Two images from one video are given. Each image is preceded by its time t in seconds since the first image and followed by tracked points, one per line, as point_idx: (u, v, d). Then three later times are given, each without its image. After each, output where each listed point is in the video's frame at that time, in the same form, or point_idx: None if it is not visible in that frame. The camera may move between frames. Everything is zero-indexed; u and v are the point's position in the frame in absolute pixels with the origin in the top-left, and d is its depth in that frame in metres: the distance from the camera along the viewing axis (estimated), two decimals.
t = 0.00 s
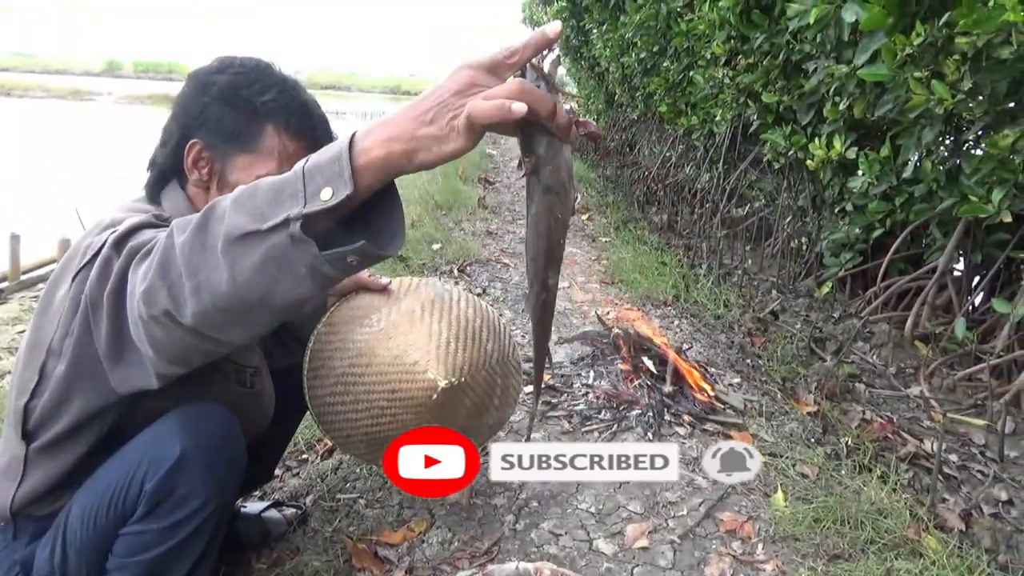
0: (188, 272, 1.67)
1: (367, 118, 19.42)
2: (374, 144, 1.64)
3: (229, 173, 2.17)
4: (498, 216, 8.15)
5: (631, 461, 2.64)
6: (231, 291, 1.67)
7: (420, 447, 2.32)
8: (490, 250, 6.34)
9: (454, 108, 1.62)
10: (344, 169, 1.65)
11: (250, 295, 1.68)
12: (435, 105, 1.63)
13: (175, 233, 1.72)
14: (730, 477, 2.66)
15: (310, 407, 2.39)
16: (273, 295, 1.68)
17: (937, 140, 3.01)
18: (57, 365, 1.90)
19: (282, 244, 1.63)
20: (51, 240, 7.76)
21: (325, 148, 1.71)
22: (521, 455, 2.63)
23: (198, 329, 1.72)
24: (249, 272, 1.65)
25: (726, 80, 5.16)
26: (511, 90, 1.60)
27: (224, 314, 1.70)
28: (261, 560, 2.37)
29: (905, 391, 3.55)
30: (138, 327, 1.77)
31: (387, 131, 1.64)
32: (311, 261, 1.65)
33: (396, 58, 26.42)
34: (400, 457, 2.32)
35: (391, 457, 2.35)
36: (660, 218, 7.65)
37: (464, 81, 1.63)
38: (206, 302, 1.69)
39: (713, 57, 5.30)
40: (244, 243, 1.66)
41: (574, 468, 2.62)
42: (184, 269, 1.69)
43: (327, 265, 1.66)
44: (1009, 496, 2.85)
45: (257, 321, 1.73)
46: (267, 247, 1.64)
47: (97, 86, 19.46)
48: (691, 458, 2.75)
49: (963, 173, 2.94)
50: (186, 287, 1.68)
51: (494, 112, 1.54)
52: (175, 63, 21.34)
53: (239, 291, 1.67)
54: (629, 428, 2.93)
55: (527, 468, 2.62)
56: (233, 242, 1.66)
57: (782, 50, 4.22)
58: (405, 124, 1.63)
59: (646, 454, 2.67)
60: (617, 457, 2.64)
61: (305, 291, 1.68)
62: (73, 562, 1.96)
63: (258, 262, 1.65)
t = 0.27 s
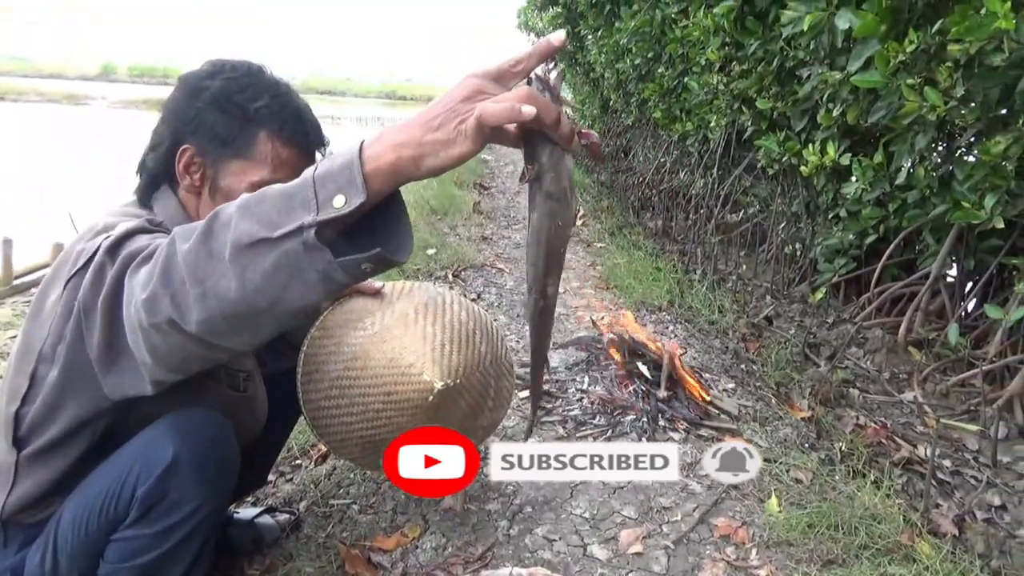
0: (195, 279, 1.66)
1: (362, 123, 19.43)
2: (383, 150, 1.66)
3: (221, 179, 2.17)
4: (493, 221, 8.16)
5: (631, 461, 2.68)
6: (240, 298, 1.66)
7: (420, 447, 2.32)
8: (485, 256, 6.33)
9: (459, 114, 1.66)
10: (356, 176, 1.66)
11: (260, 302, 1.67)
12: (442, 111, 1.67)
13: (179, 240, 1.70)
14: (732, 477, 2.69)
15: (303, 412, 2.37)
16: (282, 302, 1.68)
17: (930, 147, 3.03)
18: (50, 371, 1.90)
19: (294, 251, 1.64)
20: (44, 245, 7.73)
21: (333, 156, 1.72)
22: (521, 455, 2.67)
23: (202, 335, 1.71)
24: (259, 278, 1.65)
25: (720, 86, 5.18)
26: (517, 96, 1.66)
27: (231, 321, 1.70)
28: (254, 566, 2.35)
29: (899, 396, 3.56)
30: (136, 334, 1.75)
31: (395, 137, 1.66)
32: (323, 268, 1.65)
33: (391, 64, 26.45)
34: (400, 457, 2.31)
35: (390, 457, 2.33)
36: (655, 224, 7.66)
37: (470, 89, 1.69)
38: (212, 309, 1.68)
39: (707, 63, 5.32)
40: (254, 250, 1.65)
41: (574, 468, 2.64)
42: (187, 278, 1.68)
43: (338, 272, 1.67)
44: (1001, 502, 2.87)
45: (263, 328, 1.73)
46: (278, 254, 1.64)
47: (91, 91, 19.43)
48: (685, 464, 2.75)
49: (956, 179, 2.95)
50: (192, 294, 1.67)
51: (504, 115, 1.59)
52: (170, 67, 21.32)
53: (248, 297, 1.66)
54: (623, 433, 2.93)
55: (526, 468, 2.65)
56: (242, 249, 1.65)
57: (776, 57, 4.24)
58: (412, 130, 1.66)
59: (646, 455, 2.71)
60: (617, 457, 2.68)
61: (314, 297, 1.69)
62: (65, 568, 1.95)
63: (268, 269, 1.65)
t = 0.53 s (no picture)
0: (203, 288, 1.63)
1: (358, 127, 19.44)
2: (393, 163, 1.64)
3: (213, 182, 2.16)
4: (488, 225, 8.17)
5: (631, 462, 2.69)
6: (250, 307, 1.63)
7: (420, 446, 2.32)
8: (480, 259, 6.34)
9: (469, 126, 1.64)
10: (369, 187, 1.63)
11: (271, 309, 1.64)
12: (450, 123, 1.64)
13: (186, 249, 1.66)
14: (732, 477, 2.73)
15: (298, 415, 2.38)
16: (293, 310, 1.65)
17: (923, 149, 3.05)
18: (45, 377, 1.89)
19: (307, 260, 1.61)
20: (38, 249, 7.72)
21: (345, 165, 1.69)
22: (521, 455, 2.69)
23: (210, 343, 1.67)
24: (271, 286, 1.62)
25: (714, 89, 5.20)
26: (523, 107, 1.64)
27: (241, 328, 1.66)
28: (249, 569, 2.34)
29: (893, 398, 3.58)
30: (139, 342, 1.73)
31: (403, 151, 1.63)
32: (337, 277, 1.62)
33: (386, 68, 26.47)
34: (400, 457, 2.31)
35: (390, 457, 2.33)
36: (650, 227, 7.68)
37: (478, 101, 1.67)
38: (221, 318, 1.65)
39: (701, 66, 5.35)
40: (266, 258, 1.62)
41: (574, 468, 2.66)
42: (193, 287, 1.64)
43: (351, 281, 1.64)
44: (995, 503, 2.88)
45: (272, 336, 1.71)
46: (290, 263, 1.61)
47: (85, 95, 19.40)
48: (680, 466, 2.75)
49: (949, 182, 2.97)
50: (200, 303, 1.64)
51: (517, 127, 1.58)
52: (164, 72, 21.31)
53: (260, 306, 1.63)
54: (619, 435, 2.94)
55: (526, 468, 2.67)
56: (252, 258, 1.62)
57: (769, 60, 4.26)
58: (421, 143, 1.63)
59: (646, 455, 2.73)
60: (617, 457, 2.70)
61: (326, 305, 1.66)
62: (59, 572, 1.94)
63: (280, 278, 1.61)
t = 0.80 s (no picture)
0: (205, 293, 1.63)
1: (353, 130, 19.45)
2: (394, 168, 1.65)
3: (208, 185, 2.17)
4: (484, 228, 8.18)
5: (630, 461, 2.73)
6: (253, 312, 1.64)
7: (420, 447, 2.32)
8: (476, 262, 6.35)
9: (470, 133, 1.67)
10: (372, 193, 1.64)
11: (275, 315, 1.65)
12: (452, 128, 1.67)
13: (187, 255, 1.67)
14: (731, 476, 2.76)
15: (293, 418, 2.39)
16: (297, 315, 1.66)
17: (916, 153, 3.07)
18: (42, 382, 1.89)
19: (311, 265, 1.62)
20: (32, 252, 7.71)
21: (346, 172, 1.70)
22: (521, 455, 2.73)
23: (212, 349, 1.68)
24: (275, 292, 1.63)
25: (708, 93, 5.23)
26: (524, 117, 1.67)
27: (244, 334, 1.67)
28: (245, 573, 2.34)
29: (887, 400, 3.60)
30: (138, 347, 1.73)
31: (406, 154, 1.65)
32: (340, 282, 1.63)
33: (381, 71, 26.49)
34: (400, 457, 2.31)
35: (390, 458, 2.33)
36: (645, 230, 7.71)
37: (477, 110, 1.70)
38: (223, 323, 1.65)
39: (696, 70, 5.38)
40: (270, 264, 1.63)
41: (574, 468, 2.71)
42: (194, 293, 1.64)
43: (354, 286, 1.65)
44: (988, 504, 2.90)
45: (275, 340, 1.72)
46: (294, 269, 1.62)
47: (79, 98, 19.38)
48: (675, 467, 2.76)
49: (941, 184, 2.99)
50: (202, 309, 1.64)
51: (521, 135, 1.63)
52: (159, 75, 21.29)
53: (263, 311, 1.64)
54: (614, 438, 2.95)
55: (526, 468, 2.70)
56: (255, 263, 1.63)
57: (763, 64, 4.29)
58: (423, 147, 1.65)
59: (646, 455, 2.77)
60: (616, 457, 2.73)
61: (329, 310, 1.67)
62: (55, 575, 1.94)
63: (284, 283, 1.62)
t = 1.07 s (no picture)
0: (185, 299, 1.65)
1: (349, 133, 19.46)
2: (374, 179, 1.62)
3: (196, 179, 2.15)
4: (480, 229, 8.19)
5: (630, 461, 2.73)
6: (233, 318, 1.65)
7: (421, 447, 2.32)
8: (472, 263, 6.36)
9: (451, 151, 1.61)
10: (353, 202, 1.63)
11: (254, 322, 1.67)
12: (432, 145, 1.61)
13: (168, 262, 1.69)
14: (732, 477, 2.76)
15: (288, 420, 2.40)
16: (276, 322, 1.68)
17: (910, 153, 3.09)
18: (41, 382, 1.90)
19: (290, 273, 1.62)
20: (28, 255, 7.70)
21: (328, 178, 1.69)
22: (521, 455, 2.72)
23: (193, 355, 1.70)
24: (254, 299, 1.64)
25: (704, 94, 5.25)
26: (510, 138, 1.58)
27: (225, 340, 1.69)
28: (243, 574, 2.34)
29: (882, 399, 3.61)
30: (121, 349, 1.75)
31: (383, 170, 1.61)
32: (320, 289, 1.64)
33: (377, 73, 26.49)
34: (400, 457, 2.31)
35: (390, 458, 2.33)
36: (641, 231, 7.72)
37: (461, 124, 1.61)
38: (203, 329, 1.67)
39: (691, 71, 5.39)
40: (248, 272, 1.64)
41: (574, 468, 2.70)
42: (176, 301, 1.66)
43: (334, 292, 1.66)
44: (983, 502, 2.91)
45: (256, 346, 1.73)
46: (272, 276, 1.63)
47: (75, 101, 19.35)
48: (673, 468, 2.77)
49: (936, 184, 3.01)
50: (182, 315, 1.66)
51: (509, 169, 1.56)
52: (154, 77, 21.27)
53: (242, 318, 1.66)
54: (611, 438, 2.96)
55: (526, 468, 2.70)
56: (235, 270, 1.64)
57: (758, 65, 4.30)
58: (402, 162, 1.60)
59: (646, 454, 2.76)
60: (617, 457, 2.72)
61: (309, 317, 1.68)
62: None
63: (263, 290, 1.64)
